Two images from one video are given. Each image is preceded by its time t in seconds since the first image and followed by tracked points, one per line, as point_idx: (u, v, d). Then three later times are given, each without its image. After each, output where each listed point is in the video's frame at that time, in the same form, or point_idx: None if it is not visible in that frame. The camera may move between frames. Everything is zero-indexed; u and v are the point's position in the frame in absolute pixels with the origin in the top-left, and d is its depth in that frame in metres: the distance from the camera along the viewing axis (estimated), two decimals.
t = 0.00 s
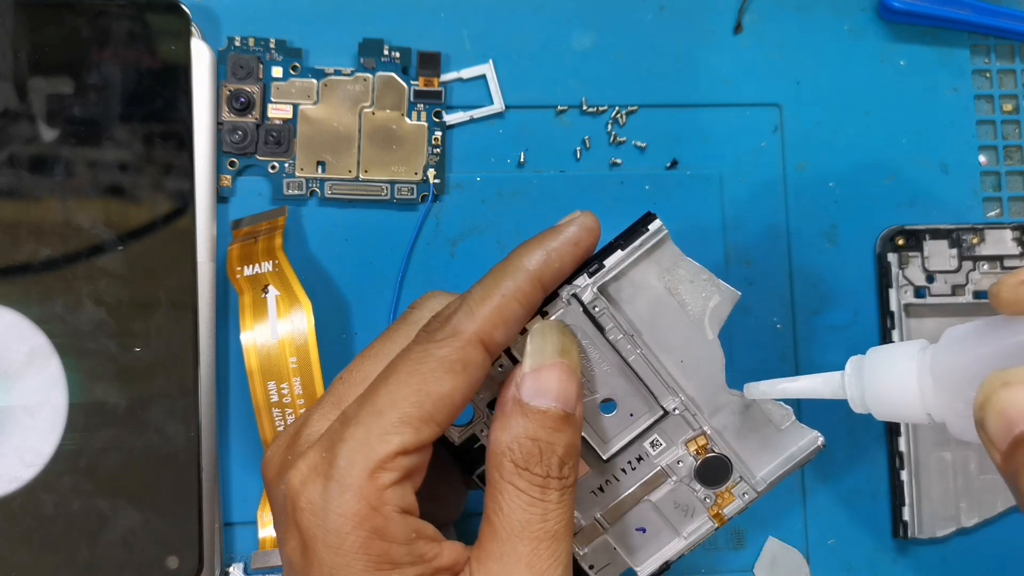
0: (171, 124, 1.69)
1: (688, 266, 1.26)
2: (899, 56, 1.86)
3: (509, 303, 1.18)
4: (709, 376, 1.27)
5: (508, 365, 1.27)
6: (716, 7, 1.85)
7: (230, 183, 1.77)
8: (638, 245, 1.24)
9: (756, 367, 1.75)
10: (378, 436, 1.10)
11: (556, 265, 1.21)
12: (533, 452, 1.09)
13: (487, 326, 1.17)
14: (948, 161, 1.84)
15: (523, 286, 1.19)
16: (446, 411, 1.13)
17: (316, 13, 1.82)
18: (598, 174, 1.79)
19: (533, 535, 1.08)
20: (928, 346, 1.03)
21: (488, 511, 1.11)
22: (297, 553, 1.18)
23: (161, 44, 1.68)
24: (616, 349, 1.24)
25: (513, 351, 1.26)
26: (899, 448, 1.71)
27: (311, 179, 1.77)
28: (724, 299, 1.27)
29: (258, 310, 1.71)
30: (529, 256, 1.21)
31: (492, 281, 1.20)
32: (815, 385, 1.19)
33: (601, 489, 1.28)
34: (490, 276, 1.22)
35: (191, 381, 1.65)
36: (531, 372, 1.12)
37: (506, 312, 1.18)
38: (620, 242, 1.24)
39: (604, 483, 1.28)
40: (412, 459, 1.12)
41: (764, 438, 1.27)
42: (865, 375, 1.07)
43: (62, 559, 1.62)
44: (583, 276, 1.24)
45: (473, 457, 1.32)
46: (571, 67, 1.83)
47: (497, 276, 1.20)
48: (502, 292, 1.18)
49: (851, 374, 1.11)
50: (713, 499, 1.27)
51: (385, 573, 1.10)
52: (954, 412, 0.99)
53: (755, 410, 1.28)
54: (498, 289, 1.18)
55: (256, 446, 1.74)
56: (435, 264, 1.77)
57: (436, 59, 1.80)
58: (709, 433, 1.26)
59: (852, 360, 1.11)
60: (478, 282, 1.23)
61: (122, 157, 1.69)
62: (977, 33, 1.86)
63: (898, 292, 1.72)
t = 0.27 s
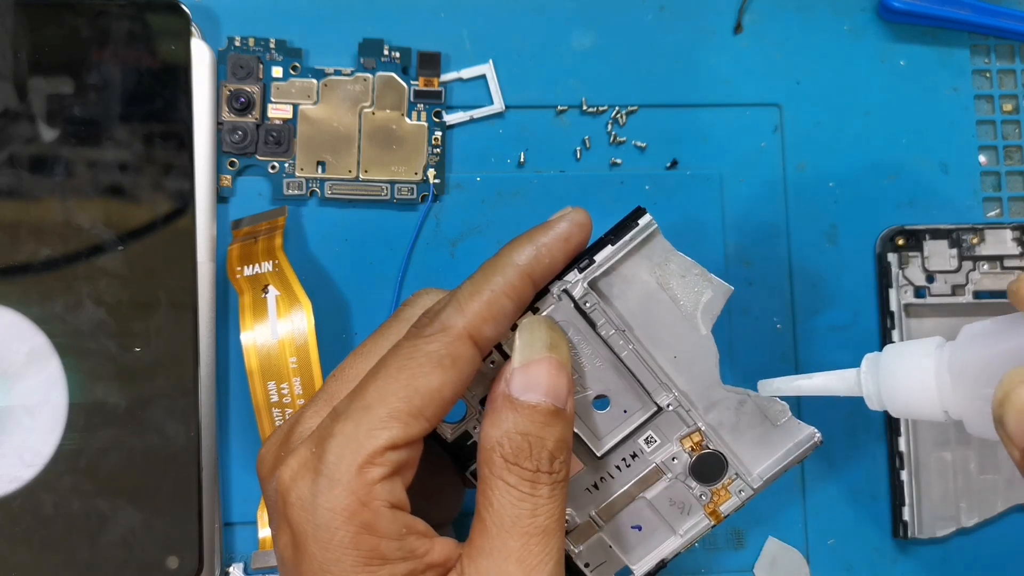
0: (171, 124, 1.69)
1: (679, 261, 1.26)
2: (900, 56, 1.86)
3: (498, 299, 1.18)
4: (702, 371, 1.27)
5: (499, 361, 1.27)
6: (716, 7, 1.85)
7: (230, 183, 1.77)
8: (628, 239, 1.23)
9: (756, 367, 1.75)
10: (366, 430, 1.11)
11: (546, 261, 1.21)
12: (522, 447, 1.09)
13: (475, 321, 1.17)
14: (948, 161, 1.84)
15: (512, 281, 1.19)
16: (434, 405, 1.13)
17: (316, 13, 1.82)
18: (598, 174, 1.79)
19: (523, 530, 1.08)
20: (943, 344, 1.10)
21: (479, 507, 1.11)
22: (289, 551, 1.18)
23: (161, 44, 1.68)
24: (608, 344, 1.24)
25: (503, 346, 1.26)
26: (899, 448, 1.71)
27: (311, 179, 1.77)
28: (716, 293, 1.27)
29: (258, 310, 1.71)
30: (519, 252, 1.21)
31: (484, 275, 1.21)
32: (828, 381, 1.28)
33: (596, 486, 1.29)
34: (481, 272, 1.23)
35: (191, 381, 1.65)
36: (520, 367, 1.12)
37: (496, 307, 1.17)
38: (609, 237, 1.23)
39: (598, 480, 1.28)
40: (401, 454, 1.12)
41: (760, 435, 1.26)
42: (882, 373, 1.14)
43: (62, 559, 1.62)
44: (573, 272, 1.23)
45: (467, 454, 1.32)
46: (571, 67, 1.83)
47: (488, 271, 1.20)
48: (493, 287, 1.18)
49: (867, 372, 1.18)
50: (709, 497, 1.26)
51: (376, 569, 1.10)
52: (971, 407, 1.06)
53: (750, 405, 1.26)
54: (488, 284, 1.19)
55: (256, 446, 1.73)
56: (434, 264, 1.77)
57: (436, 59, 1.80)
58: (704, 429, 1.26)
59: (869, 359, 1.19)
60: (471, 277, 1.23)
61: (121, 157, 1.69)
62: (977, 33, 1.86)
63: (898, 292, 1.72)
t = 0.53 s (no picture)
0: (171, 124, 1.69)
1: (679, 261, 1.26)
2: (899, 56, 1.86)
3: (497, 298, 1.17)
4: (701, 371, 1.27)
5: (499, 360, 1.27)
6: (716, 7, 1.85)
7: (230, 183, 1.76)
8: (628, 240, 1.23)
9: (756, 366, 1.75)
10: (365, 431, 1.11)
11: (546, 260, 1.20)
12: (521, 447, 1.09)
13: (474, 321, 1.16)
14: (948, 161, 1.84)
15: (511, 281, 1.18)
16: (434, 405, 1.13)
17: (316, 13, 1.82)
18: (598, 174, 1.79)
19: (522, 529, 1.08)
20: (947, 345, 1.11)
21: (478, 506, 1.11)
22: (289, 552, 1.18)
23: (161, 44, 1.68)
24: (607, 344, 1.24)
25: (503, 345, 1.26)
26: (899, 448, 1.71)
27: (311, 179, 1.77)
28: (715, 293, 1.27)
29: (258, 310, 1.71)
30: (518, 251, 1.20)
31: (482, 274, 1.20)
32: (833, 383, 1.28)
33: (594, 485, 1.29)
34: (479, 271, 1.22)
35: (191, 381, 1.65)
36: (518, 368, 1.12)
37: (494, 306, 1.17)
38: (609, 238, 1.23)
39: (597, 479, 1.29)
40: (401, 454, 1.12)
41: (759, 435, 1.26)
42: (887, 373, 1.14)
43: (62, 559, 1.62)
44: (573, 272, 1.23)
45: (466, 452, 1.32)
46: (571, 67, 1.83)
47: (487, 270, 1.20)
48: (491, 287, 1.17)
49: (871, 373, 1.18)
50: (707, 496, 1.26)
51: (375, 569, 1.10)
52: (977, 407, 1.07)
53: (749, 405, 1.27)
54: (486, 284, 1.18)
55: (256, 447, 1.73)
56: (434, 263, 1.77)
57: (436, 59, 1.80)
58: (703, 429, 1.26)
59: (872, 359, 1.18)
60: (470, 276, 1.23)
61: (121, 157, 1.69)
62: (977, 33, 1.86)
63: (898, 292, 1.72)
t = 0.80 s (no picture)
0: (171, 124, 1.69)
1: (678, 261, 1.24)
2: (899, 56, 1.86)
3: (493, 295, 1.16)
4: (697, 371, 1.26)
5: (494, 357, 1.25)
6: (716, 7, 1.85)
7: (230, 183, 1.76)
8: (627, 241, 1.22)
9: (756, 366, 1.75)
10: (364, 433, 1.10)
11: (544, 260, 1.19)
12: (510, 447, 1.09)
13: (469, 318, 1.15)
14: (948, 161, 1.84)
15: (507, 278, 1.17)
16: (434, 405, 1.13)
17: (316, 14, 1.82)
18: (598, 174, 1.79)
19: (514, 528, 1.08)
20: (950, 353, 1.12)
21: (469, 505, 1.12)
22: (289, 553, 1.18)
23: (161, 44, 1.69)
24: (602, 342, 1.23)
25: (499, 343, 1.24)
26: (899, 448, 1.71)
27: (311, 179, 1.77)
28: (714, 294, 1.25)
29: (258, 310, 1.71)
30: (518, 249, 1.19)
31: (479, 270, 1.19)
32: (837, 392, 1.22)
33: (587, 477, 1.30)
34: (476, 267, 1.21)
35: (191, 380, 1.65)
36: (510, 367, 1.11)
37: (490, 304, 1.16)
38: (607, 238, 1.22)
39: (590, 471, 1.30)
40: (402, 456, 1.12)
41: (753, 432, 1.27)
42: (891, 380, 1.14)
43: (63, 559, 1.62)
44: (570, 272, 1.22)
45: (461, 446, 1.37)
46: (571, 67, 1.83)
47: (483, 266, 1.19)
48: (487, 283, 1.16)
49: (876, 380, 1.17)
50: (699, 490, 1.28)
51: (377, 570, 1.11)
52: (983, 413, 1.07)
53: (744, 404, 1.26)
54: (483, 280, 1.17)
55: (256, 447, 1.73)
56: (434, 263, 1.77)
57: (436, 59, 1.80)
58: (697, 427, 1.26)
59: (876, 367, 1.18)
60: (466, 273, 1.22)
61: (121, 156, 1.69)
62: (977, 33, 1.86)
63: (898, 292, 1.72)
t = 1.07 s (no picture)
0: (171, 124, 1.69)
1: (683, 268, 1.19)
2: (900, 56, 1.86)
3: (494, 298, 1.15)
4: (699, 376, 1.24)
5: (494, 359, 1.25)
6: (716, 7, 1.85)
7: (230, 183, 1.76)
8: (630, 247, 1.17)
9: (757, 366, 1.75)
10: (364, 439, 1.10)
11: (547, 264, 1.16)
12: (508, 450, 1.09)
13: (469, 322, 1.15)
14: (948, 161, 1.84)
15: (509, 281, 1.15)
16: (434, 406, 1.13)
17: (316, 14, 1.82)
18: (598, 174, 1.79)
19: (511, 531, 1.08)
20: (955, 345, 1.11)
21: (467, 508, 1.12)
22: (289, 557, 1.18)
23: (161, 44, 1.69)
24: (602, 345, 1.21)
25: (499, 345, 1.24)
26: (899, 448, 1.71)
27: (311, 179, 1.77)
28: (720, 301, 1.21)
29: (257, 310, 1.71)
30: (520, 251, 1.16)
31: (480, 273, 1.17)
32: (840, 385, 1.23)
33: (586, 476, 1.31)
34: (478, 269, 1.19)
35: (191, 380, 1.65)
36: (508, 371, 1.11)
37: (491, 308, 1.15)
38: (610, 243, 1.18)
39: (589, 470, 1.31)
40: (401, 462, 1.12)
41: (753, 436, 1.26)
42: (895, 374, 1.14)
43: (63, 559, 1.62)
44: (572, 276, 1.19)
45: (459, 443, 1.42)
46: (571, 67, 1.83)
47: (485, 267, 1.17)
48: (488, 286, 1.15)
49: (879, 374, 1.18)
50: (697, 492, 1.29)
51: None
52: (987, 404, 1.07)
53: (745, 409, 1.24)
54: (484, 283, 1.15)
55: (256, 447, 1.73)
56: (435, 263, 1.77)
57: (436, 59, 1.80)
58: (697, 430, 1.26)
59: (879, 360, 1.18)
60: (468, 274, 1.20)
61: (121, 157, 1.69)
62: (977, 33, 1.86)
63: (898, 292, 1.72)
